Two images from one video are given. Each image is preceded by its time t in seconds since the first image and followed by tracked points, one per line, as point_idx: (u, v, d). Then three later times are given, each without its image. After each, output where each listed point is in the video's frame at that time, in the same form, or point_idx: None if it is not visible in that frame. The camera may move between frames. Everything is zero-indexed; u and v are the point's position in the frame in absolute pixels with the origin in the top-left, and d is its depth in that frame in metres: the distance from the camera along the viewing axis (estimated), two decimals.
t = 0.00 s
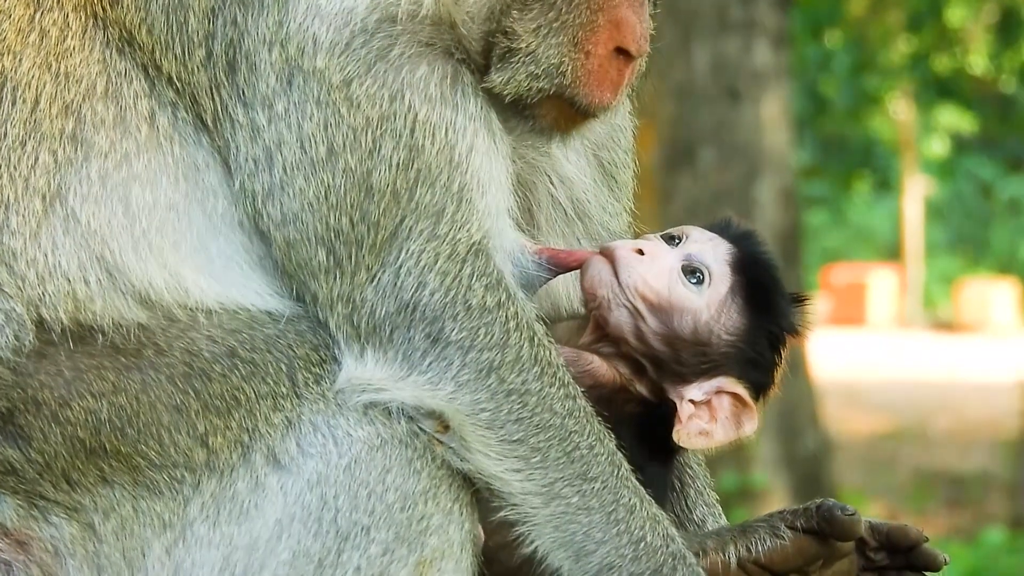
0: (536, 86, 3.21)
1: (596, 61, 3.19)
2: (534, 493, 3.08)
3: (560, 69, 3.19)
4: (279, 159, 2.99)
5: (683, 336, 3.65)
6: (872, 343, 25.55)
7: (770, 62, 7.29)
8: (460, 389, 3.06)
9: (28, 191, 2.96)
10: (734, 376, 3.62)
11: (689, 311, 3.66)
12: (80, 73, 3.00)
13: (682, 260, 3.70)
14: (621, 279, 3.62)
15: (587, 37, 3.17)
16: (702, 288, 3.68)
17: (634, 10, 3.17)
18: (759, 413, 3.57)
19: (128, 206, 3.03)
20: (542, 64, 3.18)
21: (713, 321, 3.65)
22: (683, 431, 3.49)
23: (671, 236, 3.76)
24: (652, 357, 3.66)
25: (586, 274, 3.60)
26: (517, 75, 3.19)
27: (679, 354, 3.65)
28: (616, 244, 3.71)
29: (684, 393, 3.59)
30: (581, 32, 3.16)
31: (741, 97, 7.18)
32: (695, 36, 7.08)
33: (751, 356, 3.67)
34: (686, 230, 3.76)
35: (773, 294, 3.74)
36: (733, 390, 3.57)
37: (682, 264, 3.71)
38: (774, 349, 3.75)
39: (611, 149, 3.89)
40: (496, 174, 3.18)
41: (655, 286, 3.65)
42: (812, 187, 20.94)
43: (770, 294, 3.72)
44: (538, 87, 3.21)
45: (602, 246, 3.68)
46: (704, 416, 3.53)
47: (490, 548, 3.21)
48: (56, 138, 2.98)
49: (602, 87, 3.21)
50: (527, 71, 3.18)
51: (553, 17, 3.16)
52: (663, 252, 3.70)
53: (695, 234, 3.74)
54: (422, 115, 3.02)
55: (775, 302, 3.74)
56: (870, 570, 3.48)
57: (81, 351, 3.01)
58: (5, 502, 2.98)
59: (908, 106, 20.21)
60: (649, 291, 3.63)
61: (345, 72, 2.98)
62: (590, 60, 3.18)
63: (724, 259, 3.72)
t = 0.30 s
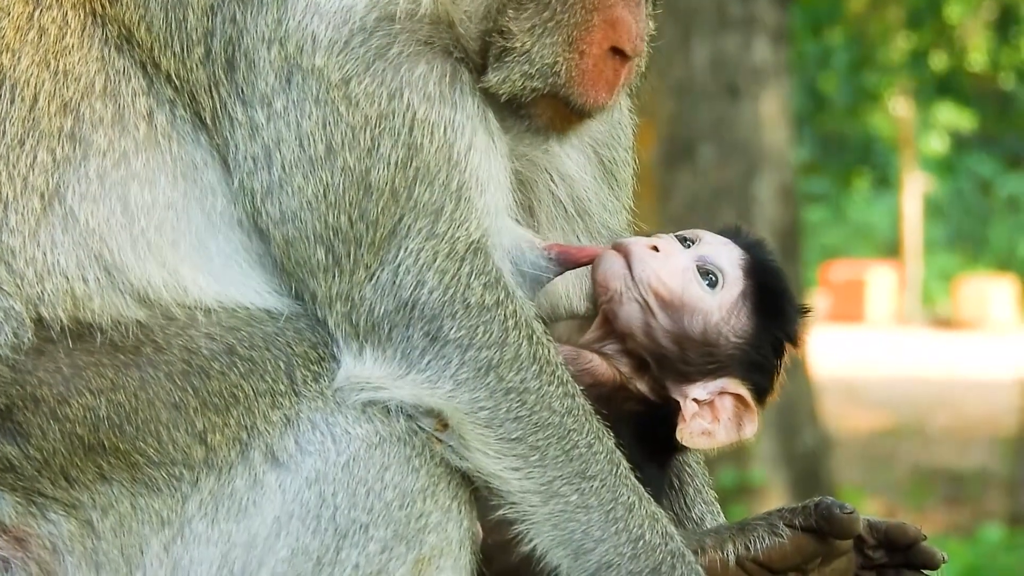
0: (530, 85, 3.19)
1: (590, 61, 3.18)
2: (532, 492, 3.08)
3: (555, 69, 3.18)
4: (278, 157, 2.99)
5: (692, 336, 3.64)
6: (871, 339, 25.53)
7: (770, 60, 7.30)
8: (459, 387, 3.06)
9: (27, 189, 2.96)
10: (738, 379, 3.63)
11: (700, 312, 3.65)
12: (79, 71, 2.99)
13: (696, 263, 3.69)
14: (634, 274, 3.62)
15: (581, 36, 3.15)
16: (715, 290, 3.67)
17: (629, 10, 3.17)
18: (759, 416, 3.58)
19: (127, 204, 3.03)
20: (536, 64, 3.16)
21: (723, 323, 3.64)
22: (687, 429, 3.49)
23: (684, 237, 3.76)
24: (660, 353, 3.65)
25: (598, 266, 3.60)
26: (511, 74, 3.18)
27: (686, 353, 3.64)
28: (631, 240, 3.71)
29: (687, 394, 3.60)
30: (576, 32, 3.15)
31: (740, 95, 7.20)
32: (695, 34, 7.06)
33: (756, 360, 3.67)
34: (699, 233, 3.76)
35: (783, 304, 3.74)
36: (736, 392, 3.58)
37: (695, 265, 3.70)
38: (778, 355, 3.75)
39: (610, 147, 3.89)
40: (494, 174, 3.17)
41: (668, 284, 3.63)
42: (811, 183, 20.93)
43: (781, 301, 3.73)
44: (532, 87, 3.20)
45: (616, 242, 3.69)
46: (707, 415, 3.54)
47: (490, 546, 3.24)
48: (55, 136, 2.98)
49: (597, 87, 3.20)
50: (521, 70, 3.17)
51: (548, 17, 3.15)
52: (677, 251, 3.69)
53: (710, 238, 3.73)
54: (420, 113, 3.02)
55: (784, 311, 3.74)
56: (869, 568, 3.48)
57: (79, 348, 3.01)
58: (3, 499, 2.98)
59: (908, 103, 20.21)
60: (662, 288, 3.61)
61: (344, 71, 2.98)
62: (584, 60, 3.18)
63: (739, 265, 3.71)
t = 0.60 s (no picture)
0: (521, 80, 3.17)
1: (582, 55, 3.15)
2: (531, 489, 3.09)
3: (546, 64, 3.15)
4: (275, 155, 2.99)
5: (696, 333, 3.68)
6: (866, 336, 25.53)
7: (767, 56, 7.28)
8: (457, 384, 3.06)
9: (24, 186, 2.95)
10: (739, 379, 3.65)
11: (707, 309, 3.69)
12: (75, 68, 2.99)
13: (704, 261, 3.73)
14: (644, 269, 3.62)
15: (572, 30, 3.13)
16: (721, 289, 3.71)
17: (620, 4, 3.14)
18: (758, 418, 3.58)
19: (125, 201, 3.02)
20: (528, 59, 3.14)
21: (728, 322, 3.69)
22: (687, 427, 3.49)
23: (690, 237, 3.77)
24: (665, 350, 3.68)
25: (608, 260, 3.58)
26: (503, 70, 3.16)
27: (691, 350, 3.67)
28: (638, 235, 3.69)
29: (690, 392, 3.60)
30: (567, 26, 3.13)
31: (735, 90, 7.20)
32: (691, 30, 7.10)
33: (756, 363, 3.72)
34: (706, 233, 3.79)
35: (784, 307, 3.81)
36: (738, 393, 3.58)
37: (702, 263, 3.74)
38: (778, 356, 3.82)
39: (607, 144, 3.89)
40: (492, 171, 3.18)
41: (678, 280, 3.66)
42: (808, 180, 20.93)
43: (783, 303, 3.80)
44: (523, 82, 3.17)
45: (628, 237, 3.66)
46: (707, 414, 3.54)
47: (488, 543, 3.21)
48: (51, 134, 2.97)
49: (589, 81, 3.18)
50: (512, 65, 3.15)
51: (538, 11, 3.13)
52: (685, 249, 3.72)
53: (715, 240, 3.77)
54: (417, 111, 3.02)
55: (785, 314, 3.80)
56: (867, 566, 3.48)
57: (77, 344, 3.01)
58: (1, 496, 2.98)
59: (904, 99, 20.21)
60: (671, 284, 3.63)
61: (341, 68, 2.98)
62: (576, 54, 3.15)
63: (746, 266, 3.76)
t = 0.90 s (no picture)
0: (515, 69, 3.15)
1: (576, 42, 3.14)
2: (529, 483, 3.09)
3: (539, 52, 3.13)
4: (273, 150, 2.99)
5: (696, 323, 3.68)
6: (862, 331, 25.49)
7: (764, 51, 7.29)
8: (455, 378, 3.06)
9: (23, 181, 2.94)
10: (736, 373, 3.65)
11: (708, 300, 3.69)
12: (73, 62, 2.98)
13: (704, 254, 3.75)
14: (646, 256, 3.64)
15: (567, 18, 3.11)
16: (722, 281, 3.72)
17: None
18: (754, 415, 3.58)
19: (124, 195, 3.02)
20: (521, 48, 3.12)
21: (728, 314, 3.70)
22: (684, 420, 3.48)
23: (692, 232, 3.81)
24: (664, 340, 3.68)
25: (612, 245, 3.61)
26: (495, 59, 3.14)
27: (691, 340, 3.67)
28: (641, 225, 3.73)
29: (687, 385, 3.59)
30: (561, 14, 3.11)
31: (732, 86, 7.22)
32: (688, 26, 7.08)
33: (756, 358, 3.72)
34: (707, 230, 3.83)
35: (784, 303, 3.81)
36: (735, 388, 3.58)
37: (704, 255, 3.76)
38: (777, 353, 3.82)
39: (605, 138, 3.88)
40: (490, 166, 3.17)
41: (679, 268, 3.67)
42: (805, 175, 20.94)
43: (783, 298, 3.80)
44: (517, 70, 3.16)
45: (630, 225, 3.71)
46: (704, 408, 3.53)
47: (485, 537, 3.22)
48: (50, 128, 2.96)
49: (584, 70, 3.17)
50: (505, 55, 3.13)
51: None
52: (687, 241, 3.74)
53: (716, 236, 3.81)
54: (414, 105, 3.02)
55: (786, 310, 3.80)
56: (864, 561, 3.49)
57: (75, 338, 3.00)
58: None
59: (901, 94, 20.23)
60: (672, 272, 3.65)
61: (339, 63, 2.98)
62: (570, 42, 3.14)
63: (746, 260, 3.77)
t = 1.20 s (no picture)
0: (516, 52, 3.07)
1: (581, 27, 3.03)
2: (526, 478, 3.09)
3: (542, 35, 3.04)
4: (271, 145, 2.98)
5: (697, 322, 3.67)
6: (861, 326, 25.49)
7: (762, 47, 7.29)
8: (452, 373, 3.06)
9: (18, 175, 2.93)
10: (735, 373, 3.64)
11: (710, 299, 3.69)
12: (70, 57, 2.98)
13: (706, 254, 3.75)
14: (649, 254, 3.64)
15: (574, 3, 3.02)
16: (723, 281, 3.72)
17: None
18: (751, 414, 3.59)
19: (119, 190, 3.00)
20: (525, 31, 3.04)
21: (728, 313, 3.69)
22: (682, 418, 3.49)
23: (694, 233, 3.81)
24: (664, 337, 3.67)
25: (615, 242, 3.61)
26: (496, 44, 3.06)
27: (691, 338, 3.67)
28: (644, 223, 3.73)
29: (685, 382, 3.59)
30: None
31: (730, 81, 7.22)
32: (686, 21, 7.09)
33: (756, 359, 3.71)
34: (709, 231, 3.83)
35: (784, 301, 3.81)
36: (733, 387, 3.58)
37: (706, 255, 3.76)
38: (777, 353, 3.81)
39: (604, 135, 3.87)
40: (488, 162, 3.17)
41: (682, 267, 3.66)
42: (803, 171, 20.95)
43: (783, 297, 3.80)
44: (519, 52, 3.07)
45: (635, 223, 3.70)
46: (701, 406, 3.54)
47: (483, 533, 3.22)
48: (47, 123, 2.95)
49: (587, 54, 3.05)
50: (508, 39, 3.05)
51: None
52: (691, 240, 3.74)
53: (717, 237, 3.82)
54: (412, 101, 3.01)
55: (785, 308, 3.81)
56: (863, 555, 3.48)
57: (72, 334, 3.00)
58: None
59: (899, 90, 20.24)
60: (675, 270, 3.65)
61: (337, 59, 2.97)
62: (575, 27, 3.03)
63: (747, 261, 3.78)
